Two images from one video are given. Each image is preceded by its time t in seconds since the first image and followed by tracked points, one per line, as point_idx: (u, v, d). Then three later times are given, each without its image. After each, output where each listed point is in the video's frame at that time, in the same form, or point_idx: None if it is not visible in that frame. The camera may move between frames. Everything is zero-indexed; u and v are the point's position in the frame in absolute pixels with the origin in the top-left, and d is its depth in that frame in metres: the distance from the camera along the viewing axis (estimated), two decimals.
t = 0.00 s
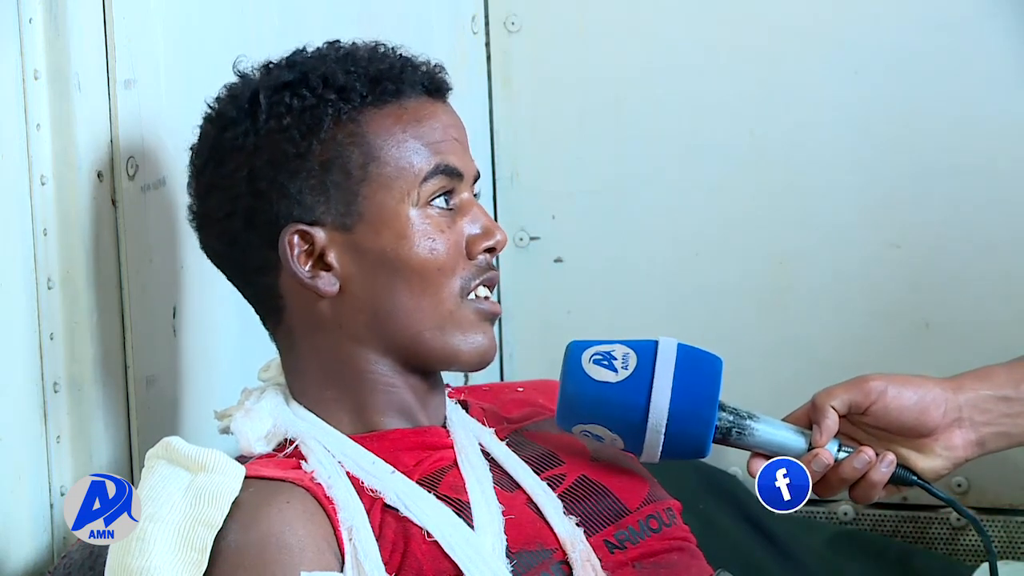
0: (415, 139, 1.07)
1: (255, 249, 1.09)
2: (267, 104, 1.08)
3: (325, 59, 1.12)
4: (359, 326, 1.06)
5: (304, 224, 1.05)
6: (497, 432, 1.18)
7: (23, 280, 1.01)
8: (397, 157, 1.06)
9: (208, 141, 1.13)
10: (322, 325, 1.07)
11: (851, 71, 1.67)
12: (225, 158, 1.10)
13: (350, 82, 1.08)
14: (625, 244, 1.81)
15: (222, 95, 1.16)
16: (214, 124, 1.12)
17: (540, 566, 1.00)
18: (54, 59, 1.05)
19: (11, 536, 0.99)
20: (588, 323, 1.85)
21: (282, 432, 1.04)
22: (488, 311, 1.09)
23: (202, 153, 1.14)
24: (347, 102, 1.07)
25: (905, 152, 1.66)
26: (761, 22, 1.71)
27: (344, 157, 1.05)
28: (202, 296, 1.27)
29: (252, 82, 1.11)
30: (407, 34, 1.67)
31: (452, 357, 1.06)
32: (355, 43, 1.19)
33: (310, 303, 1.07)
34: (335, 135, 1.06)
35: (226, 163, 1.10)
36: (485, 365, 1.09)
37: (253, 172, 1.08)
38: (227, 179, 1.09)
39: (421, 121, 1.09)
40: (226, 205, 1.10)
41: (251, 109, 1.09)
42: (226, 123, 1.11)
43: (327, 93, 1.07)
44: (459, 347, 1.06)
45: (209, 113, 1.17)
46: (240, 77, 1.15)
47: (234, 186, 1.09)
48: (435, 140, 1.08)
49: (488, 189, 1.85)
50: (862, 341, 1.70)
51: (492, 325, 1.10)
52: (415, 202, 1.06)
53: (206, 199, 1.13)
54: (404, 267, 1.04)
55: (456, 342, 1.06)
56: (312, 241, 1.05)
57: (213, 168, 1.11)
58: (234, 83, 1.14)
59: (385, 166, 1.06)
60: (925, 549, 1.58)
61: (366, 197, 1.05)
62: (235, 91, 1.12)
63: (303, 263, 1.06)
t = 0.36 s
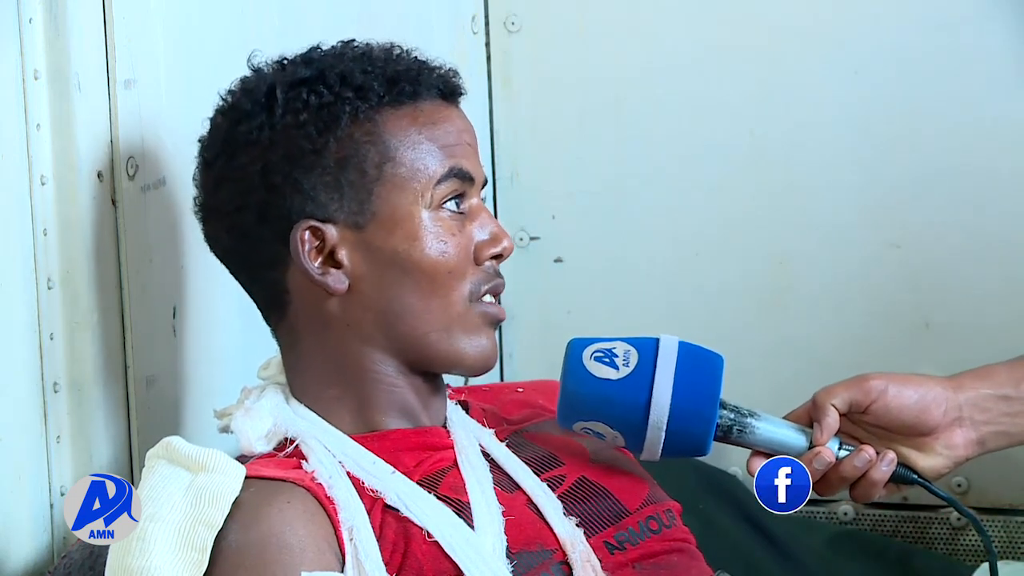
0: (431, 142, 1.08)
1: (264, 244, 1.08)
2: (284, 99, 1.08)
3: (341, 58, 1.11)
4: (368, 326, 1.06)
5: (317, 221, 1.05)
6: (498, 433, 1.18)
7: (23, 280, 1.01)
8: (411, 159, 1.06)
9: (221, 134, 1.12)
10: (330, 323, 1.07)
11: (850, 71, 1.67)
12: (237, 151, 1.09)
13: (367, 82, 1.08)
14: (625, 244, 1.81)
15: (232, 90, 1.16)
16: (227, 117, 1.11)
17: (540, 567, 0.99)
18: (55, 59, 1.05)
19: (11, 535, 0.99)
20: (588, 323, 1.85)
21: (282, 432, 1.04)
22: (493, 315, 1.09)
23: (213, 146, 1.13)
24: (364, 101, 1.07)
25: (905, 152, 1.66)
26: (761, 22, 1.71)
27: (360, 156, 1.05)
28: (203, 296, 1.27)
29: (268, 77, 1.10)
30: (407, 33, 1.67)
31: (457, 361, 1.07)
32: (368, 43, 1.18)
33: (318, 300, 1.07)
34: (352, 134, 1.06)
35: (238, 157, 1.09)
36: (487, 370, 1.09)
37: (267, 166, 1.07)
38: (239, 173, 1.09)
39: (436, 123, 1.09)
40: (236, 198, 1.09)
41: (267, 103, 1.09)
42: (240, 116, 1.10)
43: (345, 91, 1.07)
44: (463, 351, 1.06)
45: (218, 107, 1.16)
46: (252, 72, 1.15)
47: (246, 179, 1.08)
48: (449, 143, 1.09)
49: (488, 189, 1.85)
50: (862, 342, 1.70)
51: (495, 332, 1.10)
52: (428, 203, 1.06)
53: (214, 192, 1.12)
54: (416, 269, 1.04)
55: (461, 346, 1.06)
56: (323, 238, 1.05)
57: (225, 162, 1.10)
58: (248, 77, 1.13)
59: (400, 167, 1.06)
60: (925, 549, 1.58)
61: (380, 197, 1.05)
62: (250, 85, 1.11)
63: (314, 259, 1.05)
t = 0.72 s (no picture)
0: (435, 141, 1.08)
1: (267, 242, 1.08)
2: (288, 98, 1.07)
3: (346, 56, 1.11)
4: (370, 325, 1.06)
5: (319, 219, 1.05)
6: (498, 433, 1.18)
7: (23, 280, 1.01)
8: (415, 158, 1.06)
9: (224, 132, 1.12)
10: (332, 321, 1.07)
11: (851, 72, 1.67)
12: (241, 149, 1.09)
13: (372, 81, 1.08)
14: (625, 244, 1.81)
15: (236, 87, 1.16)
16: (231, 115, 1.11)
17: (540, 567, 0.99)
18: (54, 59, 1.05)
19: (11, 536, 0.99)
20: (588, 323, 1.85)
21: (282, 431, 1.04)
22: (494, 315, 1.10)
23: (217, 144, 1.13)
24: (368, 100, 1.07)
25: (905, 152, 1.66)
26: (761, 22, 1.71)
27: (364, 154, 1.05)
28: (203, 296, 1.27)
29: (273, 76, 1.10)
30: (406, 34, 1.67)
31: (458, 361, 1.06)
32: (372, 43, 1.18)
33: (320, 298, 1.07)
34: (356, 132, 1.06)
35: (242, 155, 1.09)
36: (489, 370, 1.09)
37: (271, 164, 1.07)
38: (243, 171, 1.08)
39: (440, 123, 1.09)
40: (240, 195, 1.09)
41: (272, 101, 1.09)
42: (244, 114, 1.10)
43: (350, 90, 1.07)
44: (465, 351, 1.06)
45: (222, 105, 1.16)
46: (256, 71, 1.15)
47: (250, 177, 1.08)
48: (452, 142, 1.09)
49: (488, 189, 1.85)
50: (862, 342, 1.70)
51: (497, 332, 1.10)
52: (431, 203, 1.06)
53: (218, 190, 1.12)
54: (418, 268, 1.04)
55: (462, 346, 1.06)
56: (326, 236, 1.05)
57: (229, 159, 1.10)
58: (251, 76, 1.13)
59: (404, 166, 1.06)
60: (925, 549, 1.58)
61: (383, 195, 1.05)
62: (254, 83, 1.11)
63: (317, 258, 1.05)
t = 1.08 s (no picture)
0: (436, 140, 1.08)
1: (268, 241, 1.08)
2: (290, 98, 1.08)
3: (347, 56, 1.11)
4: (372, 324, 1.06)
5: (321, 218, 1.05)
6: (498, 433, 1.18)
7: (23, 280, 1.01)
8: (416, 158, 1.06)
9: (226, 132, 1.12)
10: (334, 321, 1.07)
11: (851, 72, 1.67)
12: (243, 149, 1.09)
13: (373, 81, 1.08)
14: (625, 243, 1.81)
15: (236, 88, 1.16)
16: (232, 115, 1.11)
17: (541, 568, 0.99)
18: (55, 58, 1.05)
19: (11, 536, 0.99)
20: (588, 323, 1.85)
21: (283, 431, 1.03)
22: (496, 313, 1.10)
23: (218, 143, 1.13)
24: (369, 100, 1.07)
25: (905, 152, 1.66)
26: (761, 22, 1.71)
27: (365, 154, 1.05)
28: (203, 295, 1.27)
29: (274, 76, 1.10)
30: (406, 34, 1.67)
31: (460, 360, 1.06)
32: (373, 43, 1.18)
33: (322, 298, 1.07)
34: (357, 132, 1.05)
35: (244, 154, 1.09)
36: (491, 369, 1.09)
37: (272, 164, 1.07)
38: (244, 170, 1.08)
39: (441, 123, 1.09)
40: (241, 195, 1.09)
41: (273, 101, 1.09)
42: (245, 114, 1.10)
43: (351, 90, 1.07)
44: (466, 350, 1.06)
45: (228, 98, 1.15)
46: (256, 71, 1.15)
47: (251, 177, 1.08)
48: (453, 142, 1.09)
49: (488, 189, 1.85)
50: (862, 342, 1.70)
51: (499, 331, 1.10)
52: (432, 202, 1.06)
53: (219, 189, 1.12)
54: (419, 267, 1.04)
55: (464, 345, 1.06)
56: (327, 236, 1.05)
57: (230, 158, 1.10)
58: (251, 76, 1.13)
59: (405, 165, 1.06)
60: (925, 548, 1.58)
61: (384, 195, 1.05)
62: (256, 83, 1.11)
63: (318, 257, 1.05)
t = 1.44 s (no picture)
0: (433, 140, 1.08)
1: (266, 243, 1.08)
2: (286, 99, 1.08)
3: (343, 57, 1.11)
4: (370, 325, 1.06)
5: (318, 220, 1.05)
6: (498, 433, 1.18)
7: (23, 280, 1.01)
8: (413, 158, 1.06)
9: (223, 134, 1.12)
10: (332, 322, 1.07)
11: (850, 72, 1.67)
12: (240, 150, 1.09)
13: (369, 81, 1.08)
14: (625, 244, 1.81)
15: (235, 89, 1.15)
16: (229, 116, 1.11)
17: (541, 568, 0.99)
18: (55, 58, 1.05)
19: (11, 536, 0.99)
20: (588, 323, 1.85)
21: (284, 431, 1.03)
22: (497, 312, 1.10)
23: (216, 145, 1.13)
24: (365, 100, 1.07)
25: (904, 153, 1.66)
26: (760, 22, 1.71)
27: (362, 154, 1.05)
28: (202, 295, 1.27)
29: (270, 77, 1.10)
30: (405, 34, 1.67)
31: (459, 359, 1.07)
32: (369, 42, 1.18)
33: (320, 299, 1.07)
34: (353, 132, 1.05)
35: (241, 156, 1.09)
36: (491, 368, 1.09)
37: (269, 166, 1.07)
38: (241, 172, 1.09)
39: (437, 122, 1.09)
40: (238, 197, 1.09)
41: (269, 102, 1.09)
42: (242, 116, 1.10)
43: (347, 90, 1.07)
44: (465, 349, 1.06)
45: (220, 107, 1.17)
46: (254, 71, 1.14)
47: (248, 179, 1.08)
48: (450, 141, 1.09)
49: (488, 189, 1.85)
50: (862, 342, 1.70)
51: (499, 330, 1.10)
52: (430, 202, 1.06)
53: (216, 191, 1.12)
54: (417, 267, 1.04)
55: (463, 345, 1.06)
56: (325, 237, 1.05)
57: (228, 160, 1.10)
58: (249, 77, 1.13)
59: (402, 165, 1.05)
60: (925, 549, 1.58)
61: (381, 195, 1.05)
62: (252, 84, 1.11)
63: (316, 259, 1.05)
